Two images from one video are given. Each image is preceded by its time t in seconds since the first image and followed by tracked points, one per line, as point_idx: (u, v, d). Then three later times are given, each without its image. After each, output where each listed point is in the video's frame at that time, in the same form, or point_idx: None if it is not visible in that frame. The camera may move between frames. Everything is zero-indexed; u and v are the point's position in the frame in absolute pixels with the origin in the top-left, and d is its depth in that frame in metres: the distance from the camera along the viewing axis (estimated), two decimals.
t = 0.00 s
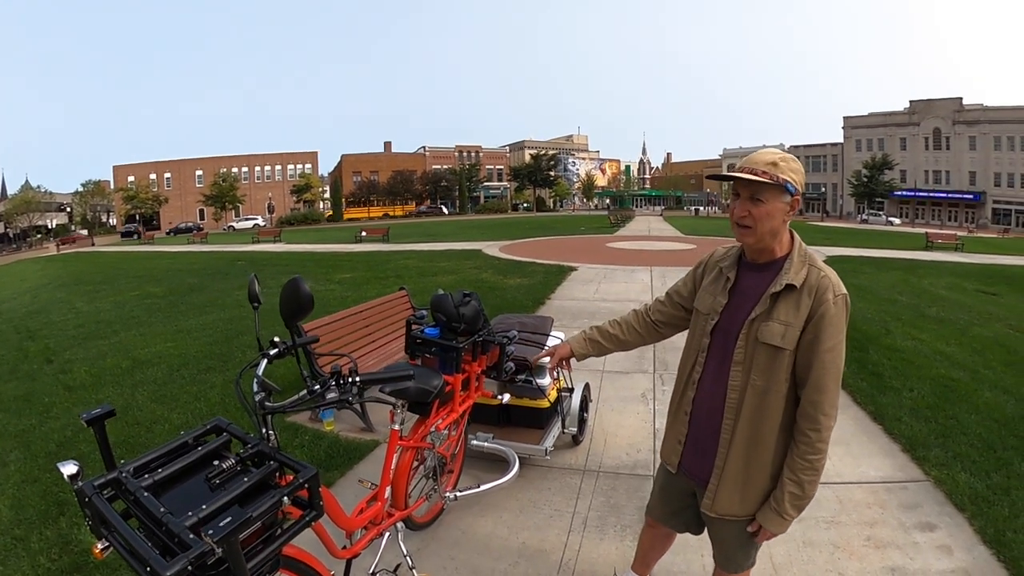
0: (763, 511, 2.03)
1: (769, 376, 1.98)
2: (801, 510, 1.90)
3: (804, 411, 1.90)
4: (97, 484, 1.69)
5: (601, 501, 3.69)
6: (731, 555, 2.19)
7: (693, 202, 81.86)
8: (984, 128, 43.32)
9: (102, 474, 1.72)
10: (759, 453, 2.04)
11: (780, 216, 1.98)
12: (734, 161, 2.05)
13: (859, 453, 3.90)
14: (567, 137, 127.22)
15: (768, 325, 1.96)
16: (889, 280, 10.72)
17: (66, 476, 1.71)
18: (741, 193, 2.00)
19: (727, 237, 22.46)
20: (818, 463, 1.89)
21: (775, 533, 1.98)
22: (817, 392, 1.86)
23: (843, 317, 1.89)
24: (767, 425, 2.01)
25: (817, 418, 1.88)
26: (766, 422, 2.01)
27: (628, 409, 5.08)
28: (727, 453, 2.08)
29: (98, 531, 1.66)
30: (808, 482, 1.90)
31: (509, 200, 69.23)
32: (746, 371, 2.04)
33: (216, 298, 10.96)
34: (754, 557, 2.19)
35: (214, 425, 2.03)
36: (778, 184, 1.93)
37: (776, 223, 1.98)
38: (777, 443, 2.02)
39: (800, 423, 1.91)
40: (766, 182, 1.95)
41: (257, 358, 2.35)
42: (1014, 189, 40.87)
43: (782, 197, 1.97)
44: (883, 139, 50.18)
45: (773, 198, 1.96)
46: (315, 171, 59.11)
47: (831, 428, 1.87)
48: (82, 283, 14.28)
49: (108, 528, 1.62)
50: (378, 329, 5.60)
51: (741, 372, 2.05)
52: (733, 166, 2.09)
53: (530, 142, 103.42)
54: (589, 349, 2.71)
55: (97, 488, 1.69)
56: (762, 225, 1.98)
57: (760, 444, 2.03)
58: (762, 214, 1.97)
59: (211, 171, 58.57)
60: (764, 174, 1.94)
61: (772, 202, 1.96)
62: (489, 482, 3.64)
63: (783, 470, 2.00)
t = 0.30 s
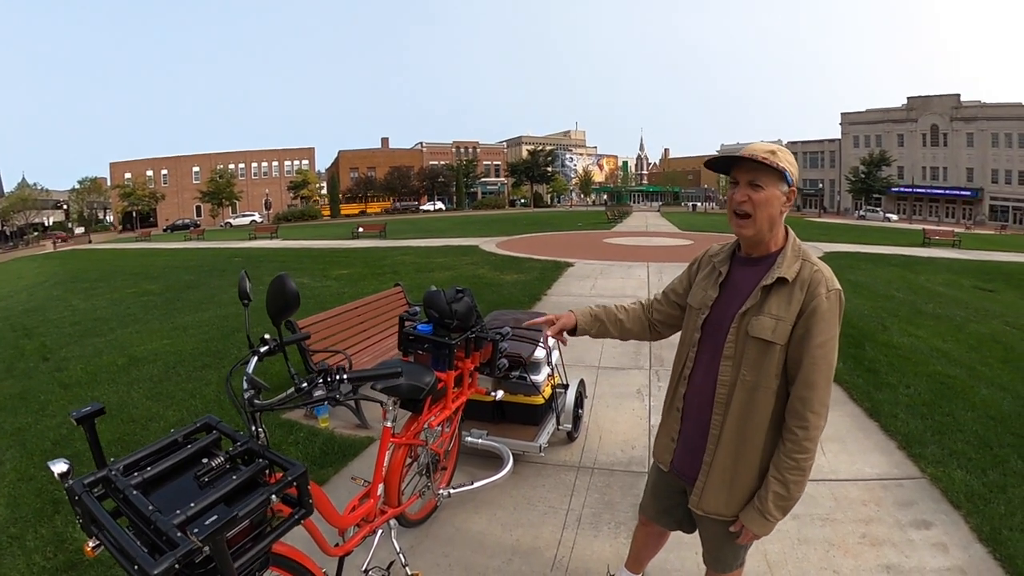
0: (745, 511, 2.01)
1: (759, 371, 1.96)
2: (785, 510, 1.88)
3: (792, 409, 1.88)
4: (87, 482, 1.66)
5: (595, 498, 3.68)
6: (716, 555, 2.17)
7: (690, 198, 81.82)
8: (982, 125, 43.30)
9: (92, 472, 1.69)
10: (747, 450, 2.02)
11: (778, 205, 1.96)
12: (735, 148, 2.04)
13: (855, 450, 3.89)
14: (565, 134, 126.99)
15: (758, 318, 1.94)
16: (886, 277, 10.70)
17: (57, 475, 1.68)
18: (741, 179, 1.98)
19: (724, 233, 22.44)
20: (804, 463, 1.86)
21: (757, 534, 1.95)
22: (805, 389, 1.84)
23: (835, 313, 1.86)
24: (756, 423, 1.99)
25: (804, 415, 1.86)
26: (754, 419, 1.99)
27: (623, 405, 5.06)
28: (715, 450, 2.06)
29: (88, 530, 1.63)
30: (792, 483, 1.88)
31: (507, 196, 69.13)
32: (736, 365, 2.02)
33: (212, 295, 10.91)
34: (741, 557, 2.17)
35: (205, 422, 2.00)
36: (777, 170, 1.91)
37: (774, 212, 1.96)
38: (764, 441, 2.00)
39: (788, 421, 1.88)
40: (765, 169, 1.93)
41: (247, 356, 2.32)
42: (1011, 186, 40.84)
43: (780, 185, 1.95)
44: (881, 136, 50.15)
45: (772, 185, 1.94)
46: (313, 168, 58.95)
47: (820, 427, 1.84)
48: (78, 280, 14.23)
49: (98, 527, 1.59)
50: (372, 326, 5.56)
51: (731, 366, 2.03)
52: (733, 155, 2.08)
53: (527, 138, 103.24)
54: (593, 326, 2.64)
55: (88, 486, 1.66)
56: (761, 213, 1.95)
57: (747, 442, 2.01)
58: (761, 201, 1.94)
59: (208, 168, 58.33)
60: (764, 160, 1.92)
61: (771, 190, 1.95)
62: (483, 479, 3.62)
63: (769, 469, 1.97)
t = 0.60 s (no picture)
0: (744, 509, 1.99)
1: (756, 367, 1.94)
2: (783, 508, 1.87)
3: (790, 405, 1.86)
4: (82, 482, 1.64)
5: (593, 496, 3.66)
6: (716, 554, 2.15)
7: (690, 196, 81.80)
8: (980, 121, 43.26)
9: (87, 471, 1.67)
10: (746, 448, 2.00)
11: (770, 201, 1.94)
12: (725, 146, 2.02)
13: (854, 446, 3.87)
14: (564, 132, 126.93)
15: (756, 314, 1.92)
16: (885, 273, 10.69)
17: (51, 475, 1.66)
18: (732, 178, 1.97)
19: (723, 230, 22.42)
20: (803, 460, 1.85)
21: (757, 532, 1.93)
22: (804, 384, 1.82)
23: (833, 308, 1.85)
24: (755, 419, 1.97)
25: (803, 411, 1.84)
26: (752, 417, 1.98)
27: (622, 403, 5.05)
28: (714, 448, 2.05)
29: (83, 530, 1.61)
30: (791, 479, 1.86)
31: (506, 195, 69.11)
32: (733, 362, 2.00)
33: (212, 295, 10.90)
34: (741, 556, 2.16)
35: (199, 421, 1.98)
36: (768, 167, 1.89)
37: (768, 208, 1.94)
38: (762, 438, 1.99)
39: (787, 417, 1.87)
40: (756, 166, 1.91)
41: (241, 356, 2.30)
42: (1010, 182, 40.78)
43: (772, 181, 1.93)
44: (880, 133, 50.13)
45: (764, 181, 1.92)
46: (311, 167, 58.92)
47: (819, 423, 1.83)
48: (78, 281, 14.22)
49: (92, 527, 1.57)
50: (370, 325, 5.54)
51: (729, 363, 2.01)
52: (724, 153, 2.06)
53: (526, 136, 103.19)
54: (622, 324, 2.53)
55: (83, 486, 1.64)
56: (755, 211, 1.94)
57: (745, 439, 2.00)
58: (754, 199, 1.92)
59: (207, 168, 58.31)
60: (753, 158, 1.90)
61: (763, 186, 1.92)
62: (480, 478, 3.61)
63: (767, 466, 1.96)
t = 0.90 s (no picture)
0: (750, 509, 1.99)
1: (761, 368, 1.94)
2: (790, 509, 1.86)
3: (795, 405, 1.86)
4: (86, 479, 1.65)
5: (597, 494, 3.67)
6: (721, 554, 2.15)
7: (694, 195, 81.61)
8: (986, 118, 42.96)
9: (91, 468, 1.68)
10: (750, 448, 2.00)
11: (775, 199, 1.93)
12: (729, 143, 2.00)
13: (858, 445, 3.86)
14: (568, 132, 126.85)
15: (760, 314, 1.92)
16: (890, 271, 10.64)
17: (57, 472, 1.67)
18: (735, 175, 1.96)
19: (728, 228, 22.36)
20: (809, 461, 1.85)
21: (763, 532, 1.93)
22: (809, 385, 1.82)
23: (837, 308, 1.84)
24: (760, 420, 1.97)
25: (809, 413, 1.84)
26: (757, 417, 1.97)
27: (626, 402, 5.05)
28: (718, 448, 2.05)
29: (88, 527, 1.62)
30: (799, 480, 1.86)
31: (511, 194, 69.13)
32: (736, 362, 2.00)
33: (217, 296, 10.95)
34: (746, 555, 2.16)
35: (202, 420, 1.99)
36: (773, 165, 1.88)
37: (772, 206, 1.93)
38: (767, 438, 1.99)
39: (793, 418, 1.86)
40: (760, 164, 1.90)
41: (244, 355, 2.31)
42: (1016, 179, 40.44)
43: (777, 179, 1.92)
44: (885, 130, 49.87)
45: (768, 180, 1.91)
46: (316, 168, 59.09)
47: (824, 423, 1.83)
48: (85, 283, 14.31)
49: (96, 524, 1.58)
50: (374, 324, 5.55)
51: (732, 363, 2.01)
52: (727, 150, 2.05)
53: (531, 135, 103.18)
54: (605, 307, 2.59)
55: (87, 483, 1.65)
56: (759, 209, 1.93)
57: (750, 439, 2.00)
58: (758, 197, 1.92)
59: (212, 170, 58.56)
60: (758, 156, 1.89)
61: (767, 184, 1.91)
62: (484, 476, 3.62)
63: (773, 467, 1.96)
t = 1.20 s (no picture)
0: (760, 513, 1.97)
1: (769, 372, 1.93)
2: (800, 514, 1.85)
3: (805, 409, 1.85)
4: (97, 476, 1.68)
5: (606, 496, 3.66)
6: (730, 558, 2.14)
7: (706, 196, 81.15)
8: (1000, 118, 42.38)
9: (102, 465, 1.71)
10: (759, 452, 1.99)
11: (785, 203, 1.92)
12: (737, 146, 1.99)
13: (870, 448, 3.82)
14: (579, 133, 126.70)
15: (769, 318, 1.90)
16: (903, 273, 10.52)
17: (68, 469, 1.71)
18: (745, 180, 1.94)
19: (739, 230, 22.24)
20: (820, 465, 1.83)
21: (773, 536, 1.92)
22: (819, 389, 1.81)
23: (847, 311, 1.83)
24: (769, 423, 1.96)
25: (819, 418, 1.82)
26: (767, 421, 1.96)
27: (636, 404, 5.03)
28: (727, 451, 2.04)
29: (98, 523, 1.65)
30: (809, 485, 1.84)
31: (521, 196, 69.20)
32: (745, 366, 1.99)
33: (229, 296, 11.07)
34: (756, 559, 2.15)
35: (212, 418, 2.02)
36: (782, 168, 1.87)
37: (782, 209, 1.92)
38: (777, 442, 1.97)
39: (802, 422, 1.85)
40: (769, 168, 1.88)
41: (254, 355, 2.34)
42: None
43: (787, 182, 1.90)
44: (899, 130, 49.30)
45: (778, 183, 1.89)
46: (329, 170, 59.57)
47: (834, 428, 1.81)
48: (100, 283, 14.53)
49: (106, 520, 1.61)
50: (385, 325, 5.58)
51: (741, 367, 2.00)
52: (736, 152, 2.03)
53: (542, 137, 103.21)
54: (622, 359, 2.62)
55: (97, 480, 1.68)
56: (769, 213, 1.92)
57: (760, 444, 1.98)
58: (768, 202, 1.90)
59: (225, 171, 59.20)
60: (768, 159, 1.88)
61: (777, 188, 1.90)
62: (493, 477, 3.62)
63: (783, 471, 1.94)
